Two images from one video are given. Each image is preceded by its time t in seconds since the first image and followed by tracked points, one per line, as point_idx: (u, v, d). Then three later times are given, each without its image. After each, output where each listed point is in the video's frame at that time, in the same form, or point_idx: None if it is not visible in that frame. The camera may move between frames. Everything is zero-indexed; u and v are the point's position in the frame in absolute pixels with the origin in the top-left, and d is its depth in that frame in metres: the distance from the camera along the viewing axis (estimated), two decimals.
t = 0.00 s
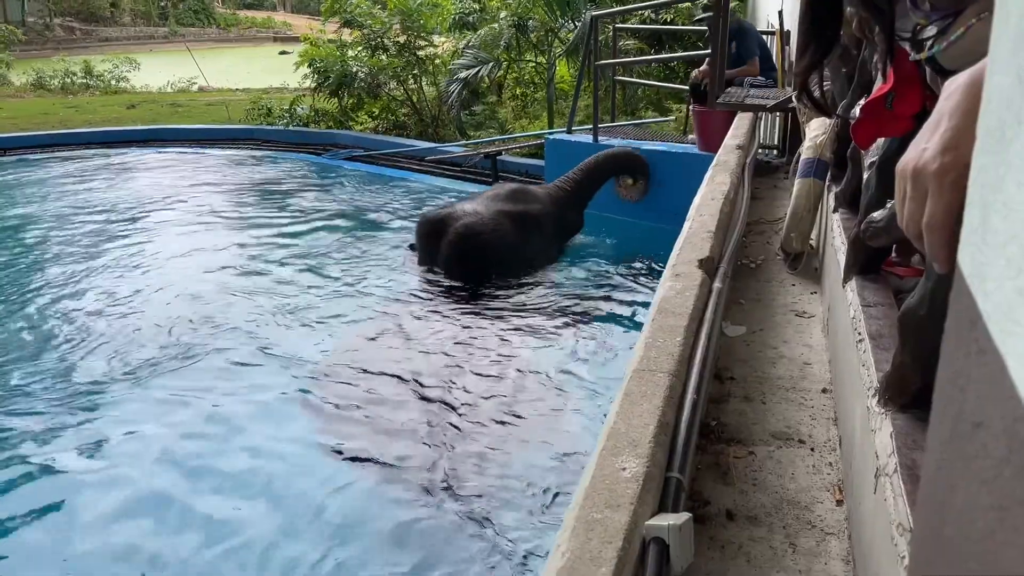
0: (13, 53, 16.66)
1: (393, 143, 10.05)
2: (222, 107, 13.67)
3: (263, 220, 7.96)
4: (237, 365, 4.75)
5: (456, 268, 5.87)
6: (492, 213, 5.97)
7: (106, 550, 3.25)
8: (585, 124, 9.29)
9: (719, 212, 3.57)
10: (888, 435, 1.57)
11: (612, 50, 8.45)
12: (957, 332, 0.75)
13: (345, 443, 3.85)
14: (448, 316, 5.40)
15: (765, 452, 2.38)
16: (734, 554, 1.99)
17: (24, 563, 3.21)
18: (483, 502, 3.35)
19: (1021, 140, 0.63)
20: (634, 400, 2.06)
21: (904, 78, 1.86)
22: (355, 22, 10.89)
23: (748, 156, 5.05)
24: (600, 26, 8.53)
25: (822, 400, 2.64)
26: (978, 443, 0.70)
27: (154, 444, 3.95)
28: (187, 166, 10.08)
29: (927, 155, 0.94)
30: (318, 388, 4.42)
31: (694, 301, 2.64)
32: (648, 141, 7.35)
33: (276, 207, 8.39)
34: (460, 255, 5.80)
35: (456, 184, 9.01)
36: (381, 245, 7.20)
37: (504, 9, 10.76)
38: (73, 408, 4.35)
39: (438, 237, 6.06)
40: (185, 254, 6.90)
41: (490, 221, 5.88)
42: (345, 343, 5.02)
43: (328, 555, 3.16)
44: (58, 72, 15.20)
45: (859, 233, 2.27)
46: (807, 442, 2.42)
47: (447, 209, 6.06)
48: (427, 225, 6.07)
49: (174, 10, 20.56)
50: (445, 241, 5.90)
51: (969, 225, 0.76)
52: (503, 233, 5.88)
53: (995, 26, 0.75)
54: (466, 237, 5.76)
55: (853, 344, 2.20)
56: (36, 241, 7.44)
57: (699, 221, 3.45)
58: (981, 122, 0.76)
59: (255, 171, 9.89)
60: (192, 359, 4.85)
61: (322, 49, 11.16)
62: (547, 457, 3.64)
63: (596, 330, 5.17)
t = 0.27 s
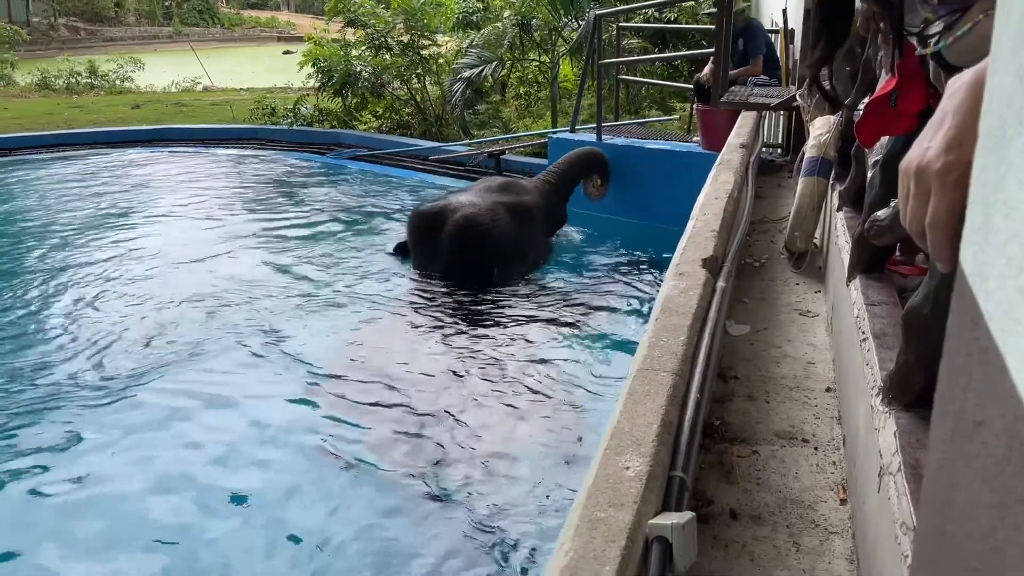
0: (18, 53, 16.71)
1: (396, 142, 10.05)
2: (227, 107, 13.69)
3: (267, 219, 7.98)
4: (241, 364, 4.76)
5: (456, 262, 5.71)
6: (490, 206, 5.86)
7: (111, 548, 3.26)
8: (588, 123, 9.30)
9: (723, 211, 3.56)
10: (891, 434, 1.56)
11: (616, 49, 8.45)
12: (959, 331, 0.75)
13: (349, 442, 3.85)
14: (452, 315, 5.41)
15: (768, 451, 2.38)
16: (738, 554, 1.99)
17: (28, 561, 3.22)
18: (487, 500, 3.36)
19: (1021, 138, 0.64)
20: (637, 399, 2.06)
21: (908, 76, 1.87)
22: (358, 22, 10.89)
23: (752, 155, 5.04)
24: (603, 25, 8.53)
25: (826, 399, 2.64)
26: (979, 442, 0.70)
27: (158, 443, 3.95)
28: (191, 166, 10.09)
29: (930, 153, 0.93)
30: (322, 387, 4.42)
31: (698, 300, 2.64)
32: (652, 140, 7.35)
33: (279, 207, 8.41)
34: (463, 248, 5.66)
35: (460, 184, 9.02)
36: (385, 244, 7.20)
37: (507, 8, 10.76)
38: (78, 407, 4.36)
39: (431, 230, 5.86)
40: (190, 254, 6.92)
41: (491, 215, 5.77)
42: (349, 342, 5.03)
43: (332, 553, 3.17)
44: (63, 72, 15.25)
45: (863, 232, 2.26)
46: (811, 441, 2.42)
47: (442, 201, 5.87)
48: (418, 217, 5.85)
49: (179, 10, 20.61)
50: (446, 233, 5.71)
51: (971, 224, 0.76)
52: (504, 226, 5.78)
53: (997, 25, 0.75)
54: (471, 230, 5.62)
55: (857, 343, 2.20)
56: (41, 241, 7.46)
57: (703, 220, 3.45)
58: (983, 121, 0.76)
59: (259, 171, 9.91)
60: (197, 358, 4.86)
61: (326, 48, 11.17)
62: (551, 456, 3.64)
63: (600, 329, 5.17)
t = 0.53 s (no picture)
0: (25, 53, 16.77)
1: (403, 142, 10.06)
2: (233, 106, 13.72)
3: (273, 218, 7.99)
4: (247, 364, 4.77)
5: (455, 257, 5.50)
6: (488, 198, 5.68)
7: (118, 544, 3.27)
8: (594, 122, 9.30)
9: (729, 210, 3.56)
10: (897, 434, 1.56)
11: (622, 47, 8.44)
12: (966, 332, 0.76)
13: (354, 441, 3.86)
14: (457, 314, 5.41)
15: (774, 451, 2.38)
16: (744, 553, 1.99)
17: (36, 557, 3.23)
18: (493, 500, 3.36)
19: None
20: (643, 398, 2.07)
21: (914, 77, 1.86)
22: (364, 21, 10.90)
23: (758, 154, 5.04)
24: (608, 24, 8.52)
25: (832, 399, 2.64)
26: (983, 442, 0.70)
27: (165, 442, 3.96)
28: (198, 165, 10.12)
29: (936, 154, 0.94)
30: (328, 386, 4.43)
31: (704, 300, 2.64)
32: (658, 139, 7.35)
33: (285, 206, 8.42)
34: (462, 244, 5.43)
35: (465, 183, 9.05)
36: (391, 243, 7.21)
37: (513, 8, 10.76)
38: (85, 405, 4.38)
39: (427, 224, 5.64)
40: (197, 253, 6.93)
41: (490, 207, 5.55)
42: (355, 341, 5.04)
43: (338, 552, 3.17)
44: (70, 72, 15.29)
45: (869, 231, 2.26)
46: (817, 441, 2.42)
47: (438, 194, 5.62)
48: (413, 210, 5.62)
49: (185, 10, 20.67)
50: (444, 228, 5.48)
51: (977, 225, 0.76)
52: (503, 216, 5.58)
53: (1003, 27, 0.75)
54: (470, 225, 5.38)
55: (863, 342, 2.19)
56: (49, 240, 7.48)
57: (709, 220, 3.45)
58: (989, 121, 0.76)
59: (265, 170, 9.92)
60: (203, 357, 4.88)
61: (332, 48, 11.18)
62: (557, 456, 3.64)
63: (606, 329, 5.17)
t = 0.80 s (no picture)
0: (34, 51, 16.83)
1: (411, 141, 10.07)
2: (241, 104, 13.76)
3: (281, 216, 8.01)
4: (256, 360, 4.79)
5: (450, 249, 5.54)
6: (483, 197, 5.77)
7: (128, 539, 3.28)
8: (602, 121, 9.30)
9: (738, 208, 3.55)
10: (908, 431, 1.56)
11: (630, 46, 8.43)
12: (982, 324, 0.75)
13: (362, 438, 3.87)
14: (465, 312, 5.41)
15: (783, 449, 2.38)
16: (753, 551, 1.99)
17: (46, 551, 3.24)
18: (501, 497, 3.37)
19: None
20: (652, 395, 2.07)
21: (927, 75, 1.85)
22: (372, 20, 10.91)
23: (767, 152, 5.03)
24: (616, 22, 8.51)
25: (841, 397, 2.63)
26: (1000, 434, 0.70)
27: (174, 439, 3.98)
28: (206, 164, 10.15)
29: (950, 149, 0.93)
30: (336, 383, 4.44)
31: (713, 297, 2.64)
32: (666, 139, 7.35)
33: (293, 204, 8.44)
34: (456, 234, 5.51)
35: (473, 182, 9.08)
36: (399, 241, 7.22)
37: (521, 6, 10.76)
38: (94, 401, 4.39)
39: (423, 220, 5.73)
40: (205, 251, 6.96)
41: (485, 203, 5.65)
42: (363, 339, 5.05)
43: (346, 548, 3.18)
44: (79, 71, 15.35)
45: (879, 229, 2.26)
46: (826, 439, 2.41)
47: (430, 190, 5.78)
48: (406, 208, 5.74)
49: (193, 8, 20.73)
50: (437, 220, 5.59)
51: (993, 218, 0.76)
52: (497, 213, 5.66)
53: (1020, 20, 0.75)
54: (462, 214, 5.50)
55: (873, 341, 2.19)
56: (58, 238, 7.51)
57: (718, 218, 3.44)
58: (1006, 114, 0.76)
59: (273, 168, 9.95)
60: (212, 354, 4.90)
61: (340, 46, 11.20)
62: (565, 454, 3.64)
63: (614, 328, 5.17)
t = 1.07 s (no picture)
0: (46, 49, 16.92)
1: (420, 140, 10.08)
2: (251, 103, 13.81)
3: (291, 214, 8.04)
4: (264, 358, 4.80)
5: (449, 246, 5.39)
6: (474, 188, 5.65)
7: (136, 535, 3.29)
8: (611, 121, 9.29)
9: (746, 209, 3.54)
10: (917, 433, 1.55)
11: (640, 45, 8.41)
12: (991, 325, 0.75)
13: (369, 436, 3.87)
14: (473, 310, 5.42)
15: (790, 451, 2.37)
16: (759, 552, 1.98)
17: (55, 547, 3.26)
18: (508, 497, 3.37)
19: None
20: (659, 396, 2.06)
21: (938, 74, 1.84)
22: (382, 19, 10.92)
23: (776, 153, 5.01)
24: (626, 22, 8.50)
25: (849, 399, 2.62)
26: (1009, 437, 0.70)
27: (182, 436, 3.99)
28: (216, 162, 10.19)
29: (960, 150, 0.93)
30: (344, 382, 4.45)
31: (721, 298, 2.63)
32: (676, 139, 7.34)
33: (302, 202, 8.46)
34: (454, 229, 5.37)
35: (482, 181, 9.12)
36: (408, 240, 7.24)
37: (531, 6, 10.76)
38: (104, 397, 4.42)
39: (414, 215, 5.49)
40: (215, 249, 6.98)
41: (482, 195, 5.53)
42: (371, 337, 5.06)
43: (352, 546, 3.19)
44: (91, 69, 15.42)
45: (889, 230, 2.25)
46: (834, 441, 2.41)
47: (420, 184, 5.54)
48: (395, 204, 5.49)
49: (204, 7, 20.81)
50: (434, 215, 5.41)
51: (1003, 219, 0.75)
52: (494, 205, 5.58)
53: None
54: (461, 208, 5.35)
55: (882, 342, 2.18)
56: (69, 235, 7.55)
57: (727, 218, 3.43)
58: (1016, 114, 0.75)
59: (283, 166, 9.97)
60: (221, 352, 4.91)
61: (350, 45, 11.22)
62: (572, 454, 3.64)
63: (623, 328, 5.16)
